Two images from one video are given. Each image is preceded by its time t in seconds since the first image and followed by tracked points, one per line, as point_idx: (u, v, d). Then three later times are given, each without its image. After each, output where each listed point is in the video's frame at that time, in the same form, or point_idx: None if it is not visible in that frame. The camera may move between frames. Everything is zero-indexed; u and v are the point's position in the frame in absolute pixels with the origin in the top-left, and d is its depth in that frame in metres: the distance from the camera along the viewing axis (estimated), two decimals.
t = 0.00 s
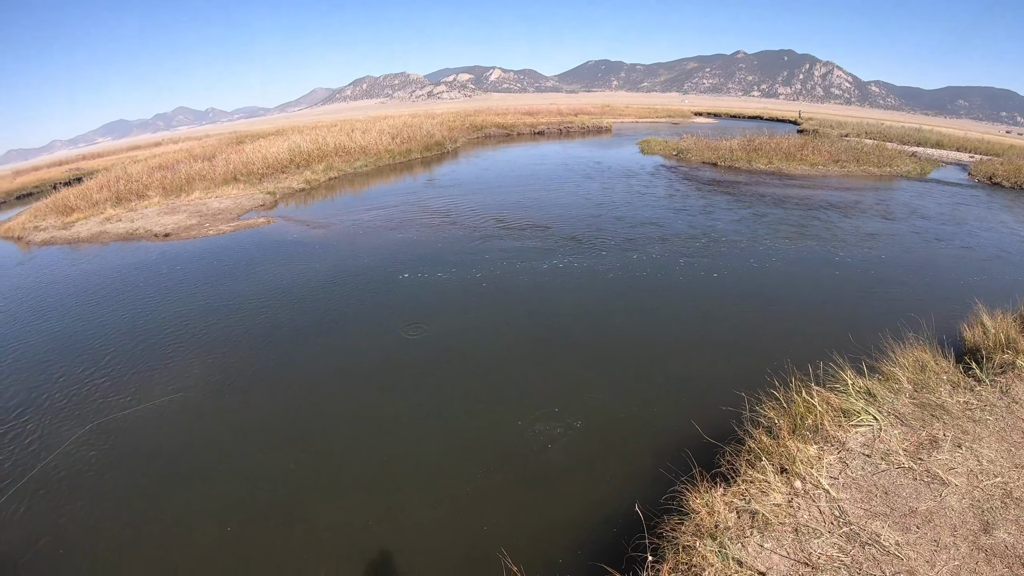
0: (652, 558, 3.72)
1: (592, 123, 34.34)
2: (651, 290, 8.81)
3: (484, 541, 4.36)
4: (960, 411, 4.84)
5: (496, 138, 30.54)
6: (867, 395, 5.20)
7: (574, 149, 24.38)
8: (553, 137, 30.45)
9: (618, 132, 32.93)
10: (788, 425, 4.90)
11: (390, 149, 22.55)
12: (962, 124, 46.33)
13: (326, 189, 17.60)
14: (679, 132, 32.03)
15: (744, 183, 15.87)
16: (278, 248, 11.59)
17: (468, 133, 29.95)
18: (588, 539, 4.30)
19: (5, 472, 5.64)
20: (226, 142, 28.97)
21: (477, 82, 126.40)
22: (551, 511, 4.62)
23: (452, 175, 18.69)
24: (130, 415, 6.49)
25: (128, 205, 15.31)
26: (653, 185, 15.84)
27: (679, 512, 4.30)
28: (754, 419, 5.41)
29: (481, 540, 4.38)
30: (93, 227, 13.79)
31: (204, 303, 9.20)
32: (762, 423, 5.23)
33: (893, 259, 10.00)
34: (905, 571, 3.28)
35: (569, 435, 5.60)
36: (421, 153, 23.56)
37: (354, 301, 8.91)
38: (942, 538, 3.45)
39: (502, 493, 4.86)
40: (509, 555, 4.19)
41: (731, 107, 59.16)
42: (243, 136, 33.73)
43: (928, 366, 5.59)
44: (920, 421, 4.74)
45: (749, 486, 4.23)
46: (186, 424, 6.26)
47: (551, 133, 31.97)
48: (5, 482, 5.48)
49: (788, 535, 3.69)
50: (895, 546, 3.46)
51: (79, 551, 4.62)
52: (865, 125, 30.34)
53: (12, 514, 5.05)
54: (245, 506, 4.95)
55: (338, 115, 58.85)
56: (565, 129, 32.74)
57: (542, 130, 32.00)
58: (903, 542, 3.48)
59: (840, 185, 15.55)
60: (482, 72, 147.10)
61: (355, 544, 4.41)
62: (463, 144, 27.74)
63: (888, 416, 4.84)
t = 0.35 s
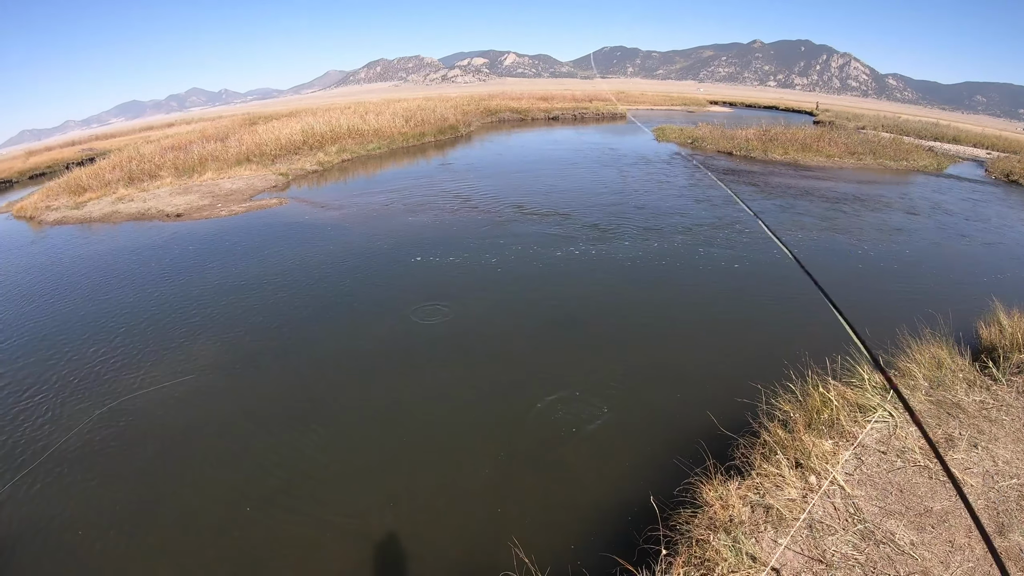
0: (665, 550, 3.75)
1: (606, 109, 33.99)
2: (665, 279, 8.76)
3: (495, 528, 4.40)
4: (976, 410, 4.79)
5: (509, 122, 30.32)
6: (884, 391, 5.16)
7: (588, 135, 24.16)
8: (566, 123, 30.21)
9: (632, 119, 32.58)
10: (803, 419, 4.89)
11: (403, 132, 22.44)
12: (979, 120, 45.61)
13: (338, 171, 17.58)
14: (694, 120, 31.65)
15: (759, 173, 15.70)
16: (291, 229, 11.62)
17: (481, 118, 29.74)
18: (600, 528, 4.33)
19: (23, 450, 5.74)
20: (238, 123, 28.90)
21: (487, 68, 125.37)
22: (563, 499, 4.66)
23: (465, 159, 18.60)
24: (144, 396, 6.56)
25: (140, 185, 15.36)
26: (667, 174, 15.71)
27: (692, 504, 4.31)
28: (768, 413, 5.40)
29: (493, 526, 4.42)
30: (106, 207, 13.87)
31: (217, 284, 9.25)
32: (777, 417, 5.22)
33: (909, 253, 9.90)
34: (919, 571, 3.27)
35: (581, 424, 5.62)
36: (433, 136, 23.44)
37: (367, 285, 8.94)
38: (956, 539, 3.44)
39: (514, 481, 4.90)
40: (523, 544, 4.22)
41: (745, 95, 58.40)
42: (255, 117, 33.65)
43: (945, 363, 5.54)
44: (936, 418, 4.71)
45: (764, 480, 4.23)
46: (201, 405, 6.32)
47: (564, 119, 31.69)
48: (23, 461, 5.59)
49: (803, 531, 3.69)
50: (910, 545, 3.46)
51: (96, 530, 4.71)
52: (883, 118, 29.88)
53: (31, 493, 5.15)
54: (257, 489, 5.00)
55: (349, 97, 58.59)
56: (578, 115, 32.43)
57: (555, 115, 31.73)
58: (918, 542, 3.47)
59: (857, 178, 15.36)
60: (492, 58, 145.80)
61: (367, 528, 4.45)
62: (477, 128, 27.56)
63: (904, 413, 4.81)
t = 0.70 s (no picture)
0: (676, 542, 3.69)
1: (622, 100, 33.62)
2: (678, 271, 8.65)
3: (503, 516, 4.37)
4: (993, 408, 4.66)
5: (524, 112, 30.09)
6: (899, 387, 5.03)
7: (604, 126, 23.91)
8: (582, 113, 29.96)
9: (648, 110, 32.21)
10: (817, 413, 4.79)
11: (417, 120, 22.35)
12: (1001, 117, 44.62)
13: (352, 159, 17.56)
14: (710, 112, 31.22)
15: (776, 166, 15.46)
16: (304, 216, 11.62)
17: (497, 107, 29.55)
18: (609, 519, 4.28)
19: (36, 432, 5.81)
20: (255, 110, 28.97)
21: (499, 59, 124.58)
22: (571, 489, 4.60)
23: (479, 148, 18.49)
24: (153, 380, 6.59)
25: (156, 171, 15.46)
26: (683, 165, 15.52)
27: (705, 496, 4.25)
28: (781, 407, 5.30)
29: (500, 514, 4.39)
30: (121, 192, 13.97)
31: (228, 270, 9.27)
32: (790, 411, 5.12)
33: (929, 249, 9.68)
34: (931, 569, 3.18)
35: (591, 415, 5.55)
36: (448, 124, 23.32)
37: (379, 272, 8.92)
38: (970, 537, 3.33)
39: (523, 470, 4.86)
40: (531, 533, 4.18)
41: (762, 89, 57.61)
42: (270, 105, 33.69)
43: (961, 360, 5.40)
44: (951, 415, 4.58)
45: (778, 473, 4.15)
46: (210, 391, 6.33)
47: (580, 109, 31.42)
48: (35, 442, 5.66)
49: (816, 526, 3.60)
50: (923, 542, 3.36)
51: (104, 513, 4.75)
52: (904, 113, 29.29)
53: (41, 475, 5.21)
54: (262, 477, 4.99)
55: (364, 86, 58.57)
56: (594, 106, 32.13)
57: (571, 105, 31.46)
58: (930, 539, 3.37)
59: (876, 172, 15.07)
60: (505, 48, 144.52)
61: (371, 516, 4.43)
62: (492, 117, 27.38)
63: (918, 409, 4.68)
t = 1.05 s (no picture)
0: (679, 540, 3.74)
1: (630, 102, 33.65)
2: (684, 274, 8.69)
3: (509, 514, 4.44)
4: (995, 410, 4.68)
5: (532, 114, 30.16)
6: (902, 389, 5.06)
7: (611, 128, 23.94)
8: (589, 115, 30.00)
9: (656, 112, 32.21)
10: (821, 414, 4.82)
11: (425, 122, 22.47)
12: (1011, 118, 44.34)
13: (361, 161, 17.68)
14: (718, 114, 31.22)
15: (783, 168, 15.45)
16: (313, 218, 11.73)
17: (505, 109, 29.65)
18: (613, 518, 4.33)
19: (48, 430, 5.92)
20: (263, 112, 29.19)
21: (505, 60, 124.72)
22: (576, 489, 4.66)
23: (487, 150, 18.58)
24: (162, 379, 6.69)
25: (166, 172, 15.62)
26: (690, 167, 15.55)
27: (709, 495, 4.29)
28: (785, 408, 5.33)
29: (505, 513, 4.45)
30: (132, 194, 14.14)
31: (237, 272, 9.38)
32: (794, 412, 5.15)
33: (937, 252, 9.67)
34: (931, 568, 3.21)
35: (595, 416, 5.60)
36: (456, 126, 23.43)
37: (387, 274, 9.01)
38: (970, 537, 3.36)
39: (528, 470, 4.92)
40: (536, 531, 4.25)
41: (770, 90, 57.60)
42: (279, 107, 33.98)
43: (965, 363, 5.41)
44: (954, 417, 4.60)
45: (781, 473, 4.19)
46: (219, 390, 6.43)
47: (587, 111, 31.45)
48: (47, 440, 5.76)
49: (817, 525, 3.64)
50: (923, 542, 3.39)
51: (116, 510, 4.84)
52: (913, 114, 29.16)
53: (54, 472, 5.32)
54: (271, 474, 5.08)
55: (371, 87, 58.91)
56: (602, 107, 32.16)
57: (579, 107, 31.52)
58: (931, 539, 3.40)
59: (884, 175, 15.04)
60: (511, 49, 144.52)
61: (378, 515, 4.50)
62: (500, 119, 27.50)
63: (921, 411, 4.71)
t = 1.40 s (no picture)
0: (683, 542, 3.78)
1: (634, 110, 33.84)
2: (688, 281, 8.74)
3: (514, 519, 4.48)
4: (996, 416, 4.70)
5: (536, 122, 30.32)
6: (904, 395, 5.09)
7: (614, 136, 24.08)
8: (593, 123, 30.18)
9: (659, 120, 32.38)
10: (822, 419, 4.86)
11: (431, 130, 22.63)
12: (1014, 125, 44.38)
13: (366, 168, 17.80)
14: (721, 122, 31.38)
15: (786, 176, 15.52)
16: (320, 225, 11.82)
17: (509, 117, 29.84)
18: (616, 522, 4.37)
19: (56, 434, 5.98)
20: (269, 119, 29.40)
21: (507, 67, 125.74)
22: (580, 493, 4.70)
23: (491, 158, 18.71)
24: (170, 384, 6.76)
25: (172, 179, 15.75)
26: (693, 176, 15.63)
27: (712, 500, 4.33)
28: (787, 414, 5.37)
29: (510, 517, 4.50)
30: (139, 200, 14.25)
31: (243, 278, 9.46)
32: (796, 418, 5.19)
33: (940, 260, 9.70)
34: (931, 571, 3.25)
35: (599, 422, 5.64)
36: (461, 134, 23.58)
37: (392, 280, 9.08)
38: (969, 540, 3.40)
39: (533, 475, 4.96)
40: (540, 535, 4.29)
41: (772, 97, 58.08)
42: (285, 114, 34.27)
43: (966, 369, 5.43)
44: (955, 423, 4.63)
45: (783, 478, 4.23)
46: (226, 395, 6.49)
47: (591, 119, 31.62)
48: (56, 444, 5.82)
49: (819, 529, 3.68)
50: (923, 545, 3.43)
51: (125, 513, 4.90)
52: (916, 122, 29.28)
53: (65, 474, 5.39)
54: (279, 478, 5.14)
55: (375, 94, 59.34)
56: (606, 115, 32.34)
57: (583, 115, 31.69)
58: (931, 542, 3.43)
59: (887, 182, 15.09)
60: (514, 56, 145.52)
61: (384, 520, 4.55)
62: (505, 128, 27.67)
63: (923, 417, 4.73)
